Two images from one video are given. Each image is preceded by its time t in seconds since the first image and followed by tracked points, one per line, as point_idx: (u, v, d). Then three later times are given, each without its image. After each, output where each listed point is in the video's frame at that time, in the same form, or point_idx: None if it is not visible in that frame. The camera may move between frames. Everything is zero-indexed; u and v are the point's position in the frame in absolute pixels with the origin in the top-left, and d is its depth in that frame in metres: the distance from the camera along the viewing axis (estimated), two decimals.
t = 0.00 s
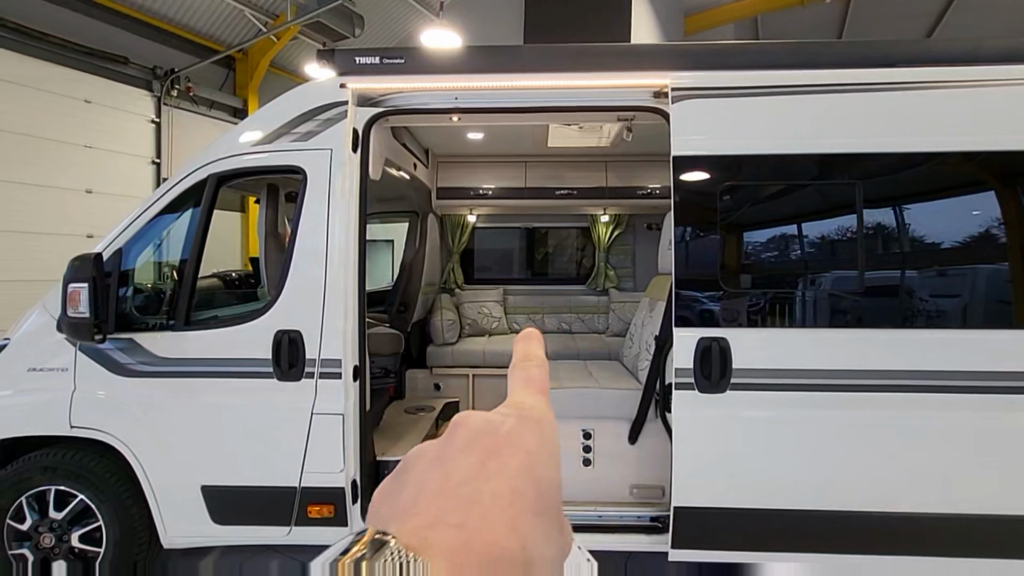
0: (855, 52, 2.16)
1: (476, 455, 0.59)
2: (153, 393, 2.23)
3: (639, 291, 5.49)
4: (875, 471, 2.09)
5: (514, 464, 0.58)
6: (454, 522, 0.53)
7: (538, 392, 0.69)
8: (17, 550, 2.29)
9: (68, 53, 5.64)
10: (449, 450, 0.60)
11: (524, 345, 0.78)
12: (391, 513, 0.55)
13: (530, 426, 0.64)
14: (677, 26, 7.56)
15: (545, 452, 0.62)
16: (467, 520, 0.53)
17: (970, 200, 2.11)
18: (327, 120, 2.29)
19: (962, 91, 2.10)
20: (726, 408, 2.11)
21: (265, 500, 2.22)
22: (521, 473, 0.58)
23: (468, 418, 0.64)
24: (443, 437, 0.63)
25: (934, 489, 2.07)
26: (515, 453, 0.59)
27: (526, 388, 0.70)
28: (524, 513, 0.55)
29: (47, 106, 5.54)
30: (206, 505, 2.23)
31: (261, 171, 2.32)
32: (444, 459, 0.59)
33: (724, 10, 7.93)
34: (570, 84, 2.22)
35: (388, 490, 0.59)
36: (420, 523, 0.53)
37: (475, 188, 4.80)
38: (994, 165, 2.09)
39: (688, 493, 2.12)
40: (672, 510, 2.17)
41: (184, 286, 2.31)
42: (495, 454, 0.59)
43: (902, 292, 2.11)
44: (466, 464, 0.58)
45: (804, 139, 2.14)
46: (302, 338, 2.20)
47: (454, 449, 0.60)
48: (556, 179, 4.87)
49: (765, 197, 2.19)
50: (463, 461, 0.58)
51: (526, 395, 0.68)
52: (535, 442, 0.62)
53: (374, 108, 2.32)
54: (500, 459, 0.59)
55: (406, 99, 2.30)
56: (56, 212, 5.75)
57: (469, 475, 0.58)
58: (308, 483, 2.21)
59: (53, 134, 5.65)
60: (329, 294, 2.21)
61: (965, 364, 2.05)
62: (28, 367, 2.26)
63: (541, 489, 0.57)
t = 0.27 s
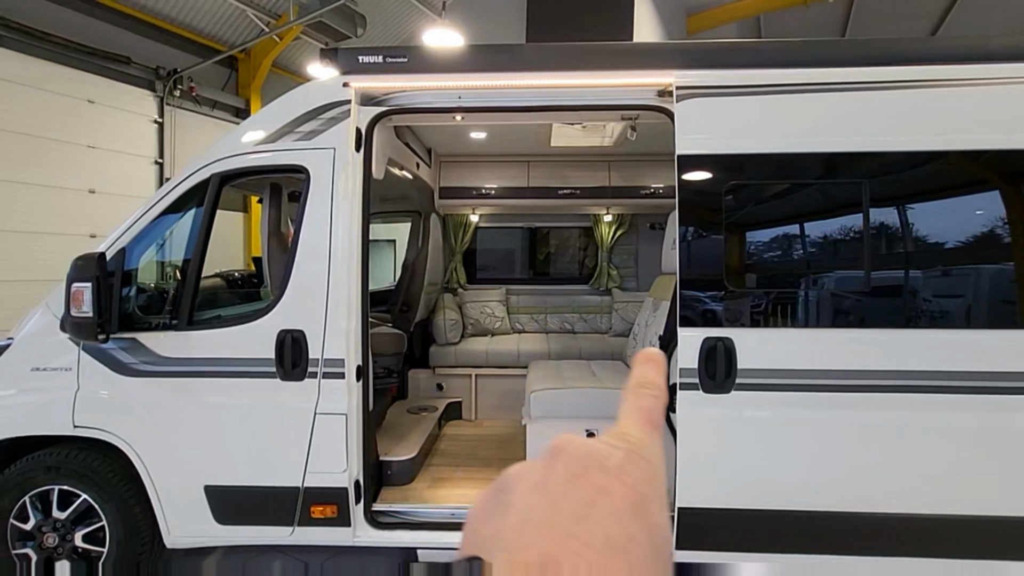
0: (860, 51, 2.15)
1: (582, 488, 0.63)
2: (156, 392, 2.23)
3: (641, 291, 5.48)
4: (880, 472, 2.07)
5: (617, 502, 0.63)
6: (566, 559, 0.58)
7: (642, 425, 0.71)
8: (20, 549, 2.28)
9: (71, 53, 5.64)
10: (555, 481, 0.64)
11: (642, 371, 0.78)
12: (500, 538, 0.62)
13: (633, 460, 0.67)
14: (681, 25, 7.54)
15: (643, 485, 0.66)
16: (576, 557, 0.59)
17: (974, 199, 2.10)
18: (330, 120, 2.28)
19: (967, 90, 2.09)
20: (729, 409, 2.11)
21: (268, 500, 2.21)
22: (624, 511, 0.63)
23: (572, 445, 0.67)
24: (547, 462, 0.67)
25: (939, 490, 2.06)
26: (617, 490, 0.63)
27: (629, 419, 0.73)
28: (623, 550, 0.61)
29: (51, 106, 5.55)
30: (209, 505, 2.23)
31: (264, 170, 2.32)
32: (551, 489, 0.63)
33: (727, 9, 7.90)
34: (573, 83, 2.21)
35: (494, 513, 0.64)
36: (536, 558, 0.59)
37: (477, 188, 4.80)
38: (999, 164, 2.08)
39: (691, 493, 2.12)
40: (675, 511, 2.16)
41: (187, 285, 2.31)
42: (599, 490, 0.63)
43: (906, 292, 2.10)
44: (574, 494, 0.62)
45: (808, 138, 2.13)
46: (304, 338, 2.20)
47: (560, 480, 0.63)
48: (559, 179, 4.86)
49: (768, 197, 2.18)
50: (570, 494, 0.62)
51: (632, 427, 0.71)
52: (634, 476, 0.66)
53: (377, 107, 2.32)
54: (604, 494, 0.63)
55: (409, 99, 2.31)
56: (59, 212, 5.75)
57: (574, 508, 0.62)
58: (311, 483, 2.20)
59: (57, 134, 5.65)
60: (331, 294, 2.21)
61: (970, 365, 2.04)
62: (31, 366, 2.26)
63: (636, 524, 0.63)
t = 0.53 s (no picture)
0: (863, 49, 2.14)
1: (518, 485, 0.59)
2: (157, 391, 2.23)
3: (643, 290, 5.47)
4: (883, 472, 2.07)
5: (552, 496, 0.59)
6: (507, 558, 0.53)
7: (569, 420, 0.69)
8: (22, 548, 2.28)
9: (73, 53, 5.65)
10: (490, 479, 0.60)
11: (552, 372, 0.76)
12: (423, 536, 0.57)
13: (566, 455, 0.65)
14: (682, 25, 7.53)
15: (580, 483, 0.63)
16: (518, 555, 0.53)
17: (977, 199, 2.09)
18: (331, 119, 2.28)
19: (971, 88, 2.08)
20: (732, 409, 2.10)
21: (270, 500, 2.21)
22: (559, 505, 0.59)
23: (508, 446, 0.65)
24: (483, 464, 0.63)
25: (943, 490, 2.05)
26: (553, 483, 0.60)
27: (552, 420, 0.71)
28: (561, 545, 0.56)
29: (53, 106, 5.56)
30: (211, 504, 2.23)
31: (265, 169, 2.32)
32: (484, 488, 0.59)
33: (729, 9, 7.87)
34: (575, 82, 2.21)
35: (426, 518, 0.59)
36: (472, 553, 0.53)
37: (479, 187, 4.79)
38: (1002, 163, 2.07)
39: (693, 493, 2.11)
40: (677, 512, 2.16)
41: (188, 284, 2.31)
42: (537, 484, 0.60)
43: (909, 292, 2.09)
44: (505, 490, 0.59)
45: (811, 137, 2.12)
46: (306, 337, 2.20)
47: (496, 478, 0.60)
48: (560, 178, 4.85)
49: (770, 196, 2.17)
50: (504, 488, 0.59)
51: (561, 424, 0.69)
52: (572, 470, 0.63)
53: (379, 106, 2.32)
54: (540, 490, 0.60)
55: (411, 98, 2.31)
56: (62, 211, 5.76)
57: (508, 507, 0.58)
58: (313, 483, 2.20)
59: (59, 134, 5.66)
60: (332, 293, 2.20)
61: (974, 365, 2.03)
62: (34, 365, 2.26)
63: (577, 521, 0.59)
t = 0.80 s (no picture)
0: (866, 50, 2.14)
1: (560, 486, 0.64)
2: (162, 391, 2.24)
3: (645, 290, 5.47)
4: (886, 473, 2.07)
5: (593, 500, 0.64)
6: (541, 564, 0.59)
7: (617, 419, 0.72)
8: (28, 547, 2.29)
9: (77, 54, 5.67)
10: (534, 476, 0.65)
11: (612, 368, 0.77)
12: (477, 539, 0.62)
13: (608, 457, 0.68)
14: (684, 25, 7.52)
15: (617, 483, 0.67)
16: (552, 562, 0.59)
17: (980, 199, 2.09)
18: (334, 119, 2.29)
19: (974, 88, 2.08)
20: (734, 409, 2.10)
21: (274, 499, 2.22)
22: (593, 505, 0.64)
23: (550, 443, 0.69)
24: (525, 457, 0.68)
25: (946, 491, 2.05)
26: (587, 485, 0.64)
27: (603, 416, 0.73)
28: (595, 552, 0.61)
29: (57, 107, 5.58)
30: (215, 503, 2.24)
31: (269, 170, 2.33)
32: (524, 485, 0.65)
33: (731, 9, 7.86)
34: (578, 82, 2.21)
35: (467, 512, 0.66)
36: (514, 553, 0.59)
37: (481, 187, 4.80)
38: (1005, 163, 2.07)
39: (696, 493, 2.12)
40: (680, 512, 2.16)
41: (193, 284, 2.32)
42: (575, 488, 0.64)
43: (911, 292, 2.09)
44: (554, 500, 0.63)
45: (813, 137, 2.13)
46: (310, 338, 2.20)
47: (540, 477, 0.65)
48: (562, 178, 4.86)
49: (772, 196, 2.17)
50: (546, 492, 0.63)
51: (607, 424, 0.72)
52: (610, 472, 0.67)
53: (383, 106, 2.33)
54: (579, 492, 0.64)
55: (413, 98, 2.32)
56: (65, 211, 5.78)
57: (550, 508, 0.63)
58: (317, 482, 2.21)
59: (62, 134, 5.68)
60: (336, 293, 2.21)
61: (977, 365, 2.03)
62: (39, 364, 2.27)
63: (614, 533, 0.63)
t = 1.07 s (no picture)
0: (867, 48, 2.13)
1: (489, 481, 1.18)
2: (162, 390, 2.24)
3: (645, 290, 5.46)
4: (888, 474, 2.06)
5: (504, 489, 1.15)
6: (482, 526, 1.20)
7: (518, 432, 0.64)
8: (28, 546, 2.29)
9: (78, 54, 5.68)
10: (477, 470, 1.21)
11: (505, 380, 0.71)
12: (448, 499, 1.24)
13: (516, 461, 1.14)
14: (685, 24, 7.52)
15: (525, 497, 0.56)
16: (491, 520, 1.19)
17: (981, 198, 2.08)
18: (334, 118, 2.29)
19: (975, 87, 2.07)
20: (735, 409, 2.10)
21: (274, 499, 2.22)
22: (493, 525, 0.53)
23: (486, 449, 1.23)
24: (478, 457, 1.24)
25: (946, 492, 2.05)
26: (495, 503, 0.55)
27: (504, 431, 0.65)
28: (488, 570, 0.49)
29: (58, 107, 5.59)
30: (215, 503, 2.24)
31: (269, 170, 2.33)
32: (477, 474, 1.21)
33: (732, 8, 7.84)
34: (578, 82, 2.21)
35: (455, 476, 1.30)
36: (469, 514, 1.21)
37: (481, 187, 4.80)
38: (1006, 162, 2.06)
39: (697, 494, 2.11)
40: (680, 512, 2.16)
41: (193, 284, 2.32)
42: (475, 503, 0.54)
43: (912, 291, 2.08)
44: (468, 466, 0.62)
45: (814, 136, 2.12)
46: (310, 337, 2.20)
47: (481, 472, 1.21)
48: (562, 178, 4.85)
49: (773, 196, 2.17)
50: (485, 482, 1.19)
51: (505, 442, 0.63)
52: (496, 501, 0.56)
53: (383, 106, 2.33)
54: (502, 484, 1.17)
55: (413, 97, 2.32)
56: (66, 211, 5.78)
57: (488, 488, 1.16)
58: (316, 482, 2.21)
59: (64, 134, 5.69)
60: (336, 292, 2.21)
61: (978, 366, 2.02)
62: (40, 364, 2.27)
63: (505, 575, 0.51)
